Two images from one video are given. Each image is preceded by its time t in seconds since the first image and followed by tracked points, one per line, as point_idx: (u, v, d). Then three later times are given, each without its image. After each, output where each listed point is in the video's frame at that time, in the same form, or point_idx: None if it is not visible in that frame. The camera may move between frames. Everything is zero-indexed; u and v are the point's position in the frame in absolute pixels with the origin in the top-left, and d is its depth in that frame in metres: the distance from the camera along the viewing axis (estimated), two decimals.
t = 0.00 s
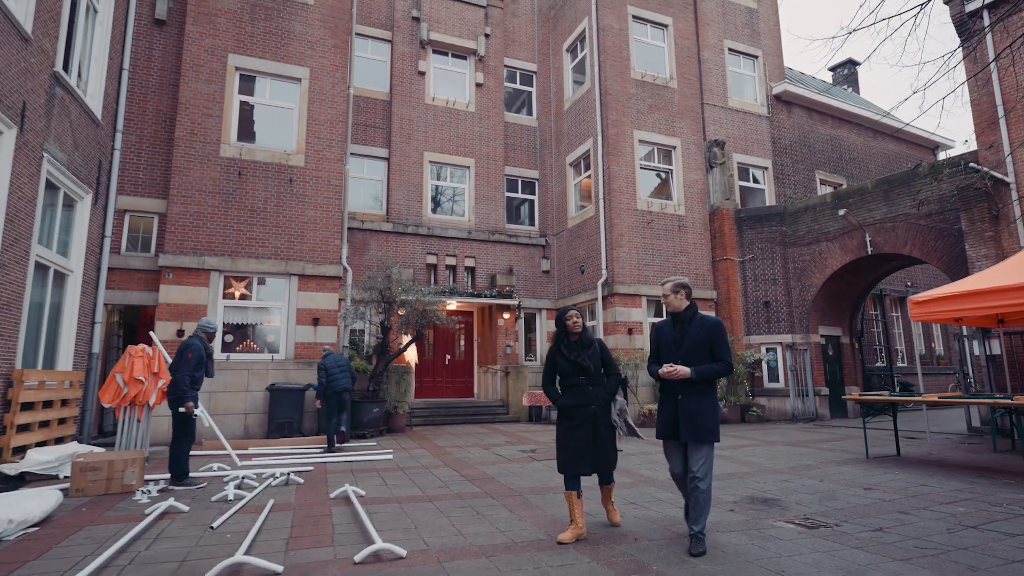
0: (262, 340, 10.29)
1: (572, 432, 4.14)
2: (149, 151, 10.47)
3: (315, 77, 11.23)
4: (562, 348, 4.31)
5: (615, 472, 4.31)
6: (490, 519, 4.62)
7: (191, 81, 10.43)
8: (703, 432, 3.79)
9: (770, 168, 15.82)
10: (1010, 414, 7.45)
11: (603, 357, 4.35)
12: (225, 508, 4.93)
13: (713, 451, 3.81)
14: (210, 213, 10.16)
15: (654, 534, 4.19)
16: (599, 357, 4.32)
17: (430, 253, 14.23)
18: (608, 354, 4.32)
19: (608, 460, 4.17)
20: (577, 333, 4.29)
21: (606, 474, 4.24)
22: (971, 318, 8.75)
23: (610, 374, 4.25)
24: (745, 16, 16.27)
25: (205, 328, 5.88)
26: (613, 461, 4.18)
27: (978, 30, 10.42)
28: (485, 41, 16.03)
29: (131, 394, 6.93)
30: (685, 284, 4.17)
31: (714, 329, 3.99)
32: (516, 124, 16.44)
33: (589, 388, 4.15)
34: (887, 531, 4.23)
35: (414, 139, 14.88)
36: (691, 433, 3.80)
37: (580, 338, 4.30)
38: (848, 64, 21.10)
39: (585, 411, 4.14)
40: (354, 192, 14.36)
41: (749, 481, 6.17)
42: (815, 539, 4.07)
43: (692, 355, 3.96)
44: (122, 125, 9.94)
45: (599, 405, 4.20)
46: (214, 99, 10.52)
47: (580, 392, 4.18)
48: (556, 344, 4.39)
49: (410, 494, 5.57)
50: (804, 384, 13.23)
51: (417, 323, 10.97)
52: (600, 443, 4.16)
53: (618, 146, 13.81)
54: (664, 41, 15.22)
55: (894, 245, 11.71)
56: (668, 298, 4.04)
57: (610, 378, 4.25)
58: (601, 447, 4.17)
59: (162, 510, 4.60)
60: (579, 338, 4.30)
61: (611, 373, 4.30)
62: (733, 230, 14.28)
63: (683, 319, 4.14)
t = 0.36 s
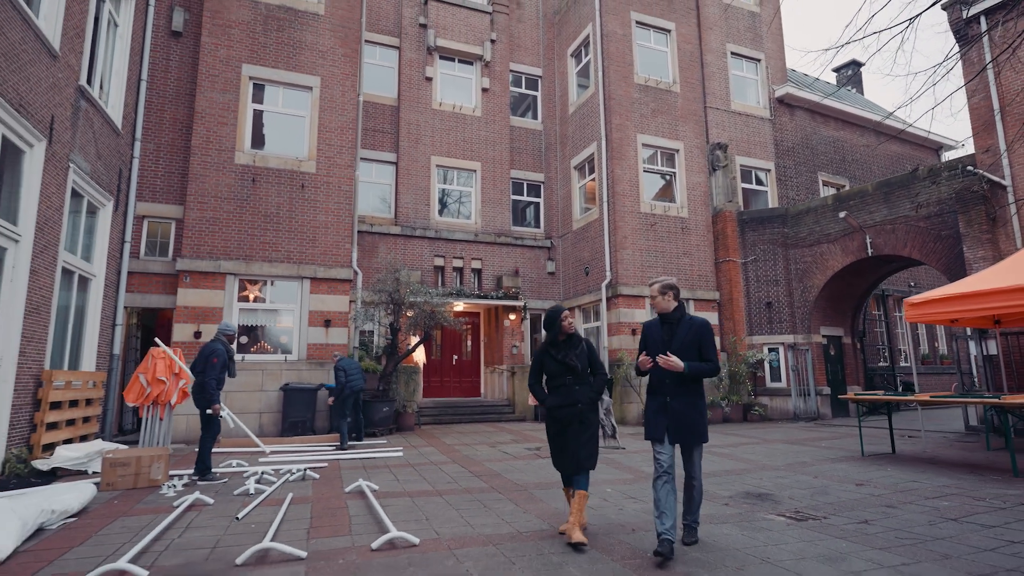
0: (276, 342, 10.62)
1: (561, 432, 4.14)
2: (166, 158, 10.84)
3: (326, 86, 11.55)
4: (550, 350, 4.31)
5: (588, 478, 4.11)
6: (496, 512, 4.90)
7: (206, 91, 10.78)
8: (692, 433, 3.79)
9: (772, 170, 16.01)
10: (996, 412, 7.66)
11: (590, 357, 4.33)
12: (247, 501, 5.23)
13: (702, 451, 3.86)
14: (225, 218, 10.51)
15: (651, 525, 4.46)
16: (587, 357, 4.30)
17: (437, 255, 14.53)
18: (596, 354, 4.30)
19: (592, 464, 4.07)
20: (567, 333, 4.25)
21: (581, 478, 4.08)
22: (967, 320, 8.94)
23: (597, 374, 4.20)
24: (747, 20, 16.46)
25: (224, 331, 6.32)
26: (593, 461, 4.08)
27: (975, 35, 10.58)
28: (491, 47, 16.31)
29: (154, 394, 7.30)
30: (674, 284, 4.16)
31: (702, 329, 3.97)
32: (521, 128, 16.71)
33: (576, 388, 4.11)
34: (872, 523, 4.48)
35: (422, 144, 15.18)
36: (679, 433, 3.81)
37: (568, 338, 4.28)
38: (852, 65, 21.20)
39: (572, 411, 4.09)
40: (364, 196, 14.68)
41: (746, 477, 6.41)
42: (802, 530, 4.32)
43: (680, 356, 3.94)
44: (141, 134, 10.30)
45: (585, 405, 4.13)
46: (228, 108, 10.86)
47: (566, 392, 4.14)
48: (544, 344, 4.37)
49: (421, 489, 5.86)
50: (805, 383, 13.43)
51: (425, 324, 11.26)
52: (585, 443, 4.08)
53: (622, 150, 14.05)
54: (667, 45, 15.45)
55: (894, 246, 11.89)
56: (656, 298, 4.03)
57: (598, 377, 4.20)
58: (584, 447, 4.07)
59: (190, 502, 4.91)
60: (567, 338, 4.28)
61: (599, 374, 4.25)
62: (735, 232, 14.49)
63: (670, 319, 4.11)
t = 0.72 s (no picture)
0: (291, 343, 10.97)
1: (552, 430, 4.21)
2: (185, 166, 11.23)
3: (338, 94, 11.89)
4: (543, 346, 4.37)
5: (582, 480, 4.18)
6: (504, 504, 5.20)
7: (224, 101, 11.16)
8: (676, 431, 3.79)
9: (777, 171, 16.17)
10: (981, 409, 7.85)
11: (583, 355, 4.39)
12: (269, 494, 5.56)
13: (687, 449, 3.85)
14: (242, 224, 10.89)
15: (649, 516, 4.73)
16: (580, 356, 4.37)
17: (447, 257, 14.84)
18: (589, 352, 4.37)
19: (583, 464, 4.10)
20: (561, 330, 4.32)
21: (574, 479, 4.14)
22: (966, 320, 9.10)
23: (590, 373, 4.26)
24: (751, 23, 16.63)
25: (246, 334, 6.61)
26: (588, 461, 4.10)
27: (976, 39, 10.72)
28: (498, 52, 16.59)
29: (178, 394, 7.66)
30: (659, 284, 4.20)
31: (686, 328, 4.00)
32: (529, 132, 16.99)
33: (567, 385, 4.18)
34: (859, 515, 4.73)
35: (431, 148, 15.50)
36: (665, 431, 3.81)
37: (562, 335, 4.36)
38: (858, 65, 21.26)
39: (563, 408, 4.16)
40: (375, 200, 15.03)
41: (745, 473, 6.65)
42: (792, 521, 4.58)
43: (666, 354, 3.97)
44: (161, 143, 10.68)
45: (576, 403, 4.19)
46: (244, 117, 11.24)
47: (558, 389, 4.21)
48: (538, 343, 4.43)
49: (432, 483, 6.16)
50: (810, 383, 13.60)
51: (435, 326, 11.55)
52: (576, 442, 4.12)
53: (627, 153, 14.29)
54: (672, 50, 15.67)
55: (897, 247, 12.05)
56: (640, 296, 4.04)
57: (590, 376, 4.26)
58: (575, 445, 4.11)
59: (217, 495, 5.25)
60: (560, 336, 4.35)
61: (591, 373, 4.32)
62: (740, 233, 14.68)
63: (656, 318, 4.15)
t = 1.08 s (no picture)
0: (310, 344, 11.36)
1: (547, 433, 4.18)
2: (208, 173, 11.66)
3: (353, 102, 12.26)
4: (538, 350, 4.37)
5: (583, 475, 4.33)
6: (515, 497, 5.50)
7: (245, 110, 11.57)
8: (669, 431, 3.75)
9: (786, 173, 16.30)
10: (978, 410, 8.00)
11: (578, 357, 4.41)
12: (294, 487, 5.91)
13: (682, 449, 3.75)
14: (263, 228, 11.29)
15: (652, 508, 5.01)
16: (575, 357, 4.38)
17: (459, 260, 15.15)
18: (584, 354, 4.39)
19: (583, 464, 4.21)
20: (553, 333, 4.30)
21: (576, 476, 4.26)
22: (969, 321, 9.23)
23: (586, 374, 4.31)
24: (760, 26, 16.76)
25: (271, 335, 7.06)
26: (588, 460, 4.21)
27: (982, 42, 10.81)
28: (509, 57, 16.88)
29: (205, 392, 8.04)
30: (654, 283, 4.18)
31: (680, 327, 3.99)
32: (539, 136, 17.27)
33: (564, 388, 4.20)
34: (854, 509, 4.96)
35: (443, 153, 15.82)
36: (660, 431, 3.77)
37: (556, 337, 4.34)
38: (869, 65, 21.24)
39: (559, 411, 4.17)
40: (389, 204, 15.41)
41: (748, 470, 6.89)
42: (788, 514, 4.84)
43: (659, 354, 3.96)
44: (185, 151, 11.10)
45: (573, 406, 4.23)
46: (264, 125, 11.64)
47: (554, 392, 4.22)
48: (532, 346, 4.44)
49: (446, 478, 6.48)
50: (817, 383, 13.76)
51: (448, 326, 11.86)
52: (576, 443, 4.21)
53: (636, 157, 14.52)
54: (680, 54, 15.86)
55: (904, 249, 12.17)
56: (635, 297, 4.02)
57: (586, 378, 4.31)
58: (574, 446, 4.20)
59: (246, 487, 5.60)
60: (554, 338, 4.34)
61: (587, 374, 4.37)
62: (749, 235, 14.84)
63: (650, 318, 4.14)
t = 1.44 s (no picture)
0: (330, 347, 11.78)
1: (533, 432, 4.22)
2: (231, 182, 12.11)
3: (370, 112, 12.66)
4: (524, 348, 4.39)
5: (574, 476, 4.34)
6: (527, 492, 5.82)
7: (266, 121, 12.01)
8: (666, 433, 3.80)
9: (795, 176, 16.45)
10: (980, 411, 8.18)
11: (564, 356, 4.44)
12: (319, 482, 6.28)
13: (676, 454, 3.79)
14: (283, 235, 11.71)
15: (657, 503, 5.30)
16: (561, 357, 4.42)
17: (472, 263, 15.49)
18: (571, 354, 4.43)
19: (566, 465, 4.21)
20: (542, 332, 4.36)
21: (567, 477, 4.26)
22: (974, 324, 9.36)
23: (572, 373, 4.34)
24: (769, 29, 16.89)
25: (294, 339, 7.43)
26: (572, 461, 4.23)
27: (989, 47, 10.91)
28: (520, 64, 17.19)
29: (233, 393, 8.43)
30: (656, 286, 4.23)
31: (680, 330, 4.04)
32: (551, 140, 17.57)
33: (549, 386, 4.22)
34: (849, 505, 5.21)
35: (456, 159, 16.16)
36: (654, 434, 3.81)
37: (544, 336, 4.39)
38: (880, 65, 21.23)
39: (544, 410, 4.21)
40: (404, 209, 15.80)
41: (752, 468, 7.14)
42: (786, 509, 5.10)
43: (659, 356, 4.02)
44: (209, 160, 11.55)
45: (558, 405, 4.27)
46: (284, 135, 12.06)
47: (539, 391, 4.26)
48: (518, 344, 4.45)
49: (462, 475, 6.81)
50: (827, 383, 13.91)
51: (461, 329, 12.19)
52: (559, 444, 4.22)
53: (645, 161, 14.75)
54: (689, 59, 16.06)
55: (912, 251, 12.29)
56: (635, 299, 4.07)
57: (572, 377, 4.34)
58: (558, 446, 4.21)
59: (275, 482, 5.97)
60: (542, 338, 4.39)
61: (573, 373, 4.39)
62: (758, 237, 15.03)
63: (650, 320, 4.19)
